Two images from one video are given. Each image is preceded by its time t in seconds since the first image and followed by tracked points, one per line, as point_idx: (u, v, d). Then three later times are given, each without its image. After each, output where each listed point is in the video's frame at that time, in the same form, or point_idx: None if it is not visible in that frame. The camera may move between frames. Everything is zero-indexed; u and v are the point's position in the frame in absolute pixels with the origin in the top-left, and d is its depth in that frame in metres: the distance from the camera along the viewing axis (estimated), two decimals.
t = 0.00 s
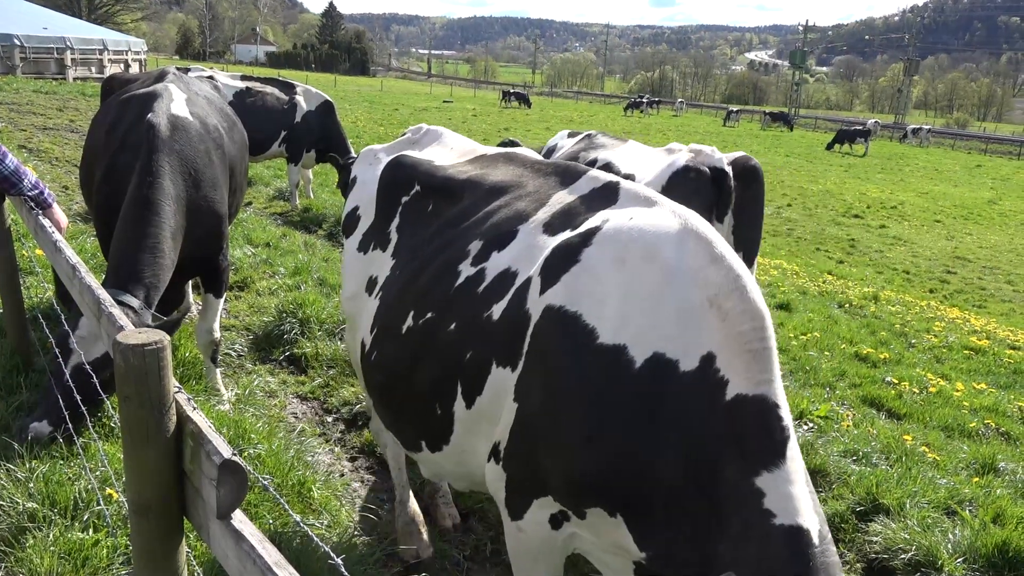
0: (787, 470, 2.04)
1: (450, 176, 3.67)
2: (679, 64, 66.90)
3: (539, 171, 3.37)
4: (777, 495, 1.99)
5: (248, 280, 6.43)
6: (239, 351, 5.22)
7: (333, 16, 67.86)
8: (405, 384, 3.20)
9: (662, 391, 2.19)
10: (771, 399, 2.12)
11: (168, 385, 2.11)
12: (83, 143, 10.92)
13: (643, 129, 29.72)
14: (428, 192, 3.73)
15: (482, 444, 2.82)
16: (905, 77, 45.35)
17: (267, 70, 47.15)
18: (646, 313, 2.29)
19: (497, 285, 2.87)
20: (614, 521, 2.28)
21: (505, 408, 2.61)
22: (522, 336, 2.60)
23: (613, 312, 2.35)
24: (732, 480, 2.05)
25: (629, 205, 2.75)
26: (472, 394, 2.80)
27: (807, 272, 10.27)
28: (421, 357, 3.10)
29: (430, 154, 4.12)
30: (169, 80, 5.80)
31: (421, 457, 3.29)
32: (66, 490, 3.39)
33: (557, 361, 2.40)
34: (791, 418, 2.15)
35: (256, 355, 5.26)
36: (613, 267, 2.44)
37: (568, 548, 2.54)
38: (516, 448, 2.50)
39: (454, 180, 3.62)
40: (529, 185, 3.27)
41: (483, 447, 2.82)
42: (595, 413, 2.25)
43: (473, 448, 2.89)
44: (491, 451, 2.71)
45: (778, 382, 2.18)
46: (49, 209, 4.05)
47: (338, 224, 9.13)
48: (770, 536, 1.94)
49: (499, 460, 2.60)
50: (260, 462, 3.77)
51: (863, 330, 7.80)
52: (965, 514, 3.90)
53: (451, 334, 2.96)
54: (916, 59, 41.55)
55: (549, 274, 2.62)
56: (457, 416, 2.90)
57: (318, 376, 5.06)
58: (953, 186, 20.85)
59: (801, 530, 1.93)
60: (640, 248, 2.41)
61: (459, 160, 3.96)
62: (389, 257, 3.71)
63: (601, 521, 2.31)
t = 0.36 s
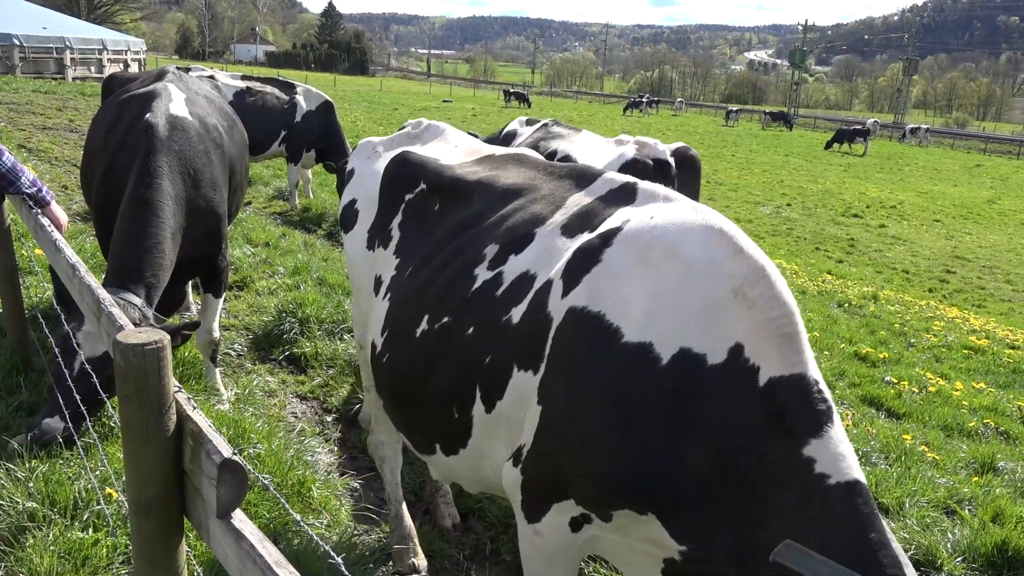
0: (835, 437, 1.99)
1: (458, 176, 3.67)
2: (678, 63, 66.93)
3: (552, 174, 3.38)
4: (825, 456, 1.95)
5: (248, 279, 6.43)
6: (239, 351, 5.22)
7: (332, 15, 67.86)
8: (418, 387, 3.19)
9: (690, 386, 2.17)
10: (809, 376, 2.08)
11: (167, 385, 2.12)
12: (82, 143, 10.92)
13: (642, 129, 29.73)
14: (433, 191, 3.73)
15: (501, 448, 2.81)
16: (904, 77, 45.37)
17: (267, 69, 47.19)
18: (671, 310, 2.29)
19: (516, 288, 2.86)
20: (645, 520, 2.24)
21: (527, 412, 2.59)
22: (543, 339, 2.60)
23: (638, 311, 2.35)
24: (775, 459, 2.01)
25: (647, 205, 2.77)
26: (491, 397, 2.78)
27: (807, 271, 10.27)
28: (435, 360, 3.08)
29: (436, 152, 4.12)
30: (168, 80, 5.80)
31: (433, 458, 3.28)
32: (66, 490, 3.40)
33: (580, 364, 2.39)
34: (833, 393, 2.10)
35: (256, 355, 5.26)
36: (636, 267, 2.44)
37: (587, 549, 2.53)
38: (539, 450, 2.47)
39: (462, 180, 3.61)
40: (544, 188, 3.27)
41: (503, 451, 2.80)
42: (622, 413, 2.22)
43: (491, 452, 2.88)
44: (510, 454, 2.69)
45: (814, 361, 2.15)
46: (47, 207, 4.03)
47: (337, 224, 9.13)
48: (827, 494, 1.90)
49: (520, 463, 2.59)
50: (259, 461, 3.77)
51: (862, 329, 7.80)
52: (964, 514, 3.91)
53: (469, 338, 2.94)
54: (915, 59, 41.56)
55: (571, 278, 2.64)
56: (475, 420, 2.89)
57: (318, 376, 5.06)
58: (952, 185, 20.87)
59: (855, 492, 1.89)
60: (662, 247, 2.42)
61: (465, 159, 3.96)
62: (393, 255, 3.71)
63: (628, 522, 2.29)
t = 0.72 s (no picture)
0: (865, 399, 1.98)
1: (456, 179, 3.66)
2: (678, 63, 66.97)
3: (550, 178, 3.38)
4: (858, 414, 1.95)
5: (247, 280, 6.44)
6: (238, 352, 5.22)
7: (332, 16, 67.91)
8: (417, 392, 3.18)
9: (698, 381, 2.17)
10: (827, 353, 2.08)
11: (166, 386, 2.12)
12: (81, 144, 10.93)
13: (640, 129, 29.76)
14: (430, 193, 3.72)
15: (504, 454, 2.80)
16: (903, 77, 45.39)
17: (266, 70, 47.24)
18: (677, 307, 2.29)
19: (516, 294, 2.86)
20: (655, 521, 2.23)
21: (532, 417, 2.59)
22: (546, 344, 2.60)
23: (643, 310, 2.35)
24: (795, 439, 2.01)
25: (645, 206, 2.78)
26: (494, 403, 2.77)
27: (806, 271, 10.28)
28: (435, 366, 3.07)
29: (434, 154, 4.11)
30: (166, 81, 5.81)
31: (433, 462, 3.28)
32: (65, 491, 3.40)
33: (584, 367, 2.39)
34: (852, 365, 2.10)
35: (256, 356, 5.26)
36: (639, 268, 2.45)
37: (591, 554, 2.52)
38: (546, 454, 2.46)
39: (460, 183, 3.62)
40: (541, 193, 3.27)
41: (506, 457, 2.80)
42: (629, 413, 2.22)
43: (493, 458, 2.88)
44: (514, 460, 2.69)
45: (827, 341, 2.15)
46: (45, 206, 4.07)
47: (337, 225, 9.14)
48: (868, 443, 1.88)
49: (524, 468, 2.58)
50: (259, 462, 3.78)
51: (861, 329, 7.80)
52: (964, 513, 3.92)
53: (470, 344, 2.93)
54: (914, 58, 41.61)
55: (573, 281, 2.63)
56: (477, 426, 2.88)
57: (318, 377, 5.06)
58: (952, 185, 20.89)
59: (897, 437, 1.87)
60: (663, 246, 2.43)
61: (462, 161, 3.95)
62: (390, 255, 3.71)
63: (635, 524, 2.29)
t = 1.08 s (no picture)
0: (866, 413, 1.97)
1: (450, 177, 3.66)
2: (677, 63, 66.98)
3: (543, 176, 3.38)
4: (859, 430, 1.94)
5: (246, 280, 6.43)
6: (237, 351, 5.22)
7: (331, 16, 67.98)
8: (410, 392, 3.17)
9: (692, 385, 2.16)
10: (825, 362, 2.07)
11: (164, 386, 2.11)
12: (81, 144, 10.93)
13: (640, 128, 29.75)
14: (425, 191, 3.72)
15: (496, 453, 2.80)
16: (902, 76, 45.42)
17: (266, 70, 47.26)
18: (671, 311, 2.28)
19: (507, 293, 2.85)
20: (648, 523, 2.23)
21: (524, 418, 2.59)
22: (537, 346, 2.59)
23: (635, 313, 2.34)
24: (792, 447, 2.00)
25: (637, 206, 2.77)
26: (485, 403, 2.77)
27: (806, 270, 10.28)
28: (427, 366, 3.06)
29: (429, 151, 4.10)
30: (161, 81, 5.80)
31: (427, 462, 3.27)
32: (64, 491, 3.40)
33: (577, 369, 2.39)
34: (851, 374, 2.09)
35: (254, 355, 5.26)
36: (632, 271, 2.44)
37: (585, 555, 2.52)
38: (538, 455, 2.46)
39: (453, 181, 3.61)
40: (533, 191, 3.26)
41: (499, 457, 2.79)
42: (622, 416, 2.21)
43: (486, 459, 2.88)
44: (506, 460, 2.68)
45: (824, 348, 2.14)
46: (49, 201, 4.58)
47: (336, 224, 9.15)
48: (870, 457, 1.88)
49: (515, 468, 2.58)
50: (258, 462, 3.78)
51: (861, 328, 7.80)
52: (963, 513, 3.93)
53: (461, 344, 2.92)
54: (913, 58, 41.63)
55: (564, 282, 2.63)
56: (469, 425, 2.88)
57: (317, 376, 5.05)
58: (951, 184, 20.89)
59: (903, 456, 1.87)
60: (656, 249, 2.42)
61: (457, 159, 3.94)
62: (385, 254, 3.71)
63: (627, 526, 2.29)
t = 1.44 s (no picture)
0: (865, 420, 1.96)
1: (448, 174, 3.64)
2: (679, 61, 66.93)
3: (540, 173, 3.36)
4: (858, 437, 1.93)
5: (248, 278, 6.43)
6: (239, 350, 5.22)
7: (333, 15, 68.04)
8: (409, 392, 3.16)
9: (692, 388, 2.15)
10: (823, 366, 2.06)
11: (165, 386, 2.11)
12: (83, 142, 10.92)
13: (642, 127, 29.73)
14: (424, 189, 3.69)
15: (496, 452, 2.78)
16: (905, 75, 45.36)
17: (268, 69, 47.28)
18: (670, 314, 2.27)
19: (505, 292, 2.83)
20: (650, 525, 2.22)
21: (523, 417, 2.57)
22: (536, 346, 2.57)
23: (634, 314, 2.33)
24: (792, 453, 1.99)
25: (636, 205, 2.75)
26: (484, 402, 2.75)
27: (808, 268, 10.27)
28: (425, 364, 3.05)
29: (427, 149, 4.08)
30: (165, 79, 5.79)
31: (425, 461, 3.25)
32: (66, 489, 3.40)
33: (577, 369, 2.37)
34: (850, 380, 2.08)
35: (256, 354, 5.26)
36: (632, 271, 2.43)
37: (586, 555, 2.51)
38: (538, 457, 2.44)
39: (451, 179, 3.59)
40: (531, 189, 3.24)
41: (498, 455, 2.77)
42: (620, 418, 2.20)
43: (485, 458, 2.86)
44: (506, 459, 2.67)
45: (825, 353, 2.13)
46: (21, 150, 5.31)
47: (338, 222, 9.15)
48: (867, 465, 1.88)
49: (516, 468, 2.56)
50: (259, 460, 3.79)
51: (863, 326, 7.80)
52: (966, 512, 3.92)
53: (459, 343, 2.90)
54: (915, 56, 41.57)
55: (564, 281, 2.61)
56: (467, 424, 2.86)
57: (319, 374, 5.05)
58: (954, 182, 20.85)
59: (901, 463, 1.87)
60: (656, 250, 2.41)
61: (455, 157, 3.91)
62: (383, 251, 3.69)
63: (628, 528, 2.28)
